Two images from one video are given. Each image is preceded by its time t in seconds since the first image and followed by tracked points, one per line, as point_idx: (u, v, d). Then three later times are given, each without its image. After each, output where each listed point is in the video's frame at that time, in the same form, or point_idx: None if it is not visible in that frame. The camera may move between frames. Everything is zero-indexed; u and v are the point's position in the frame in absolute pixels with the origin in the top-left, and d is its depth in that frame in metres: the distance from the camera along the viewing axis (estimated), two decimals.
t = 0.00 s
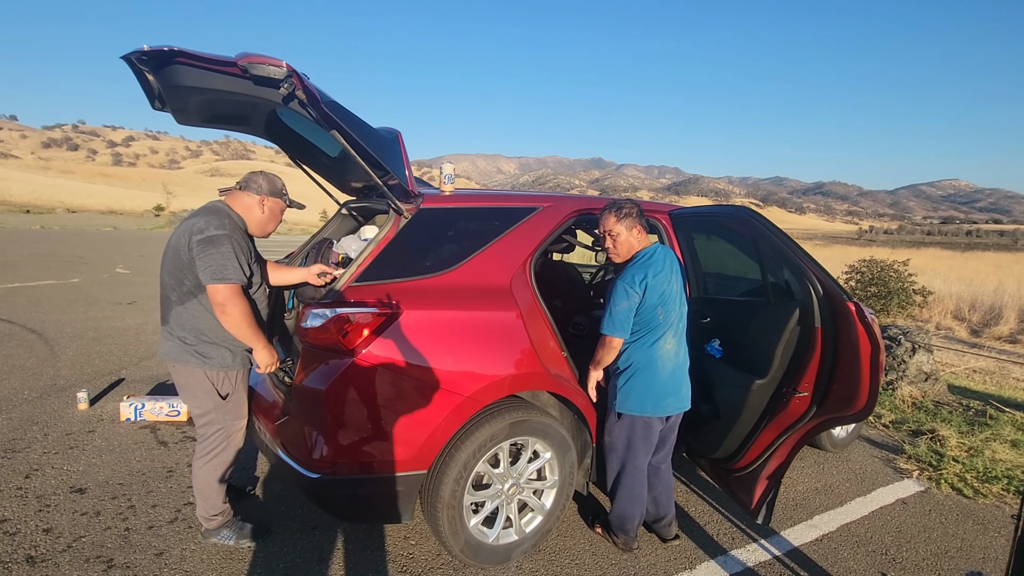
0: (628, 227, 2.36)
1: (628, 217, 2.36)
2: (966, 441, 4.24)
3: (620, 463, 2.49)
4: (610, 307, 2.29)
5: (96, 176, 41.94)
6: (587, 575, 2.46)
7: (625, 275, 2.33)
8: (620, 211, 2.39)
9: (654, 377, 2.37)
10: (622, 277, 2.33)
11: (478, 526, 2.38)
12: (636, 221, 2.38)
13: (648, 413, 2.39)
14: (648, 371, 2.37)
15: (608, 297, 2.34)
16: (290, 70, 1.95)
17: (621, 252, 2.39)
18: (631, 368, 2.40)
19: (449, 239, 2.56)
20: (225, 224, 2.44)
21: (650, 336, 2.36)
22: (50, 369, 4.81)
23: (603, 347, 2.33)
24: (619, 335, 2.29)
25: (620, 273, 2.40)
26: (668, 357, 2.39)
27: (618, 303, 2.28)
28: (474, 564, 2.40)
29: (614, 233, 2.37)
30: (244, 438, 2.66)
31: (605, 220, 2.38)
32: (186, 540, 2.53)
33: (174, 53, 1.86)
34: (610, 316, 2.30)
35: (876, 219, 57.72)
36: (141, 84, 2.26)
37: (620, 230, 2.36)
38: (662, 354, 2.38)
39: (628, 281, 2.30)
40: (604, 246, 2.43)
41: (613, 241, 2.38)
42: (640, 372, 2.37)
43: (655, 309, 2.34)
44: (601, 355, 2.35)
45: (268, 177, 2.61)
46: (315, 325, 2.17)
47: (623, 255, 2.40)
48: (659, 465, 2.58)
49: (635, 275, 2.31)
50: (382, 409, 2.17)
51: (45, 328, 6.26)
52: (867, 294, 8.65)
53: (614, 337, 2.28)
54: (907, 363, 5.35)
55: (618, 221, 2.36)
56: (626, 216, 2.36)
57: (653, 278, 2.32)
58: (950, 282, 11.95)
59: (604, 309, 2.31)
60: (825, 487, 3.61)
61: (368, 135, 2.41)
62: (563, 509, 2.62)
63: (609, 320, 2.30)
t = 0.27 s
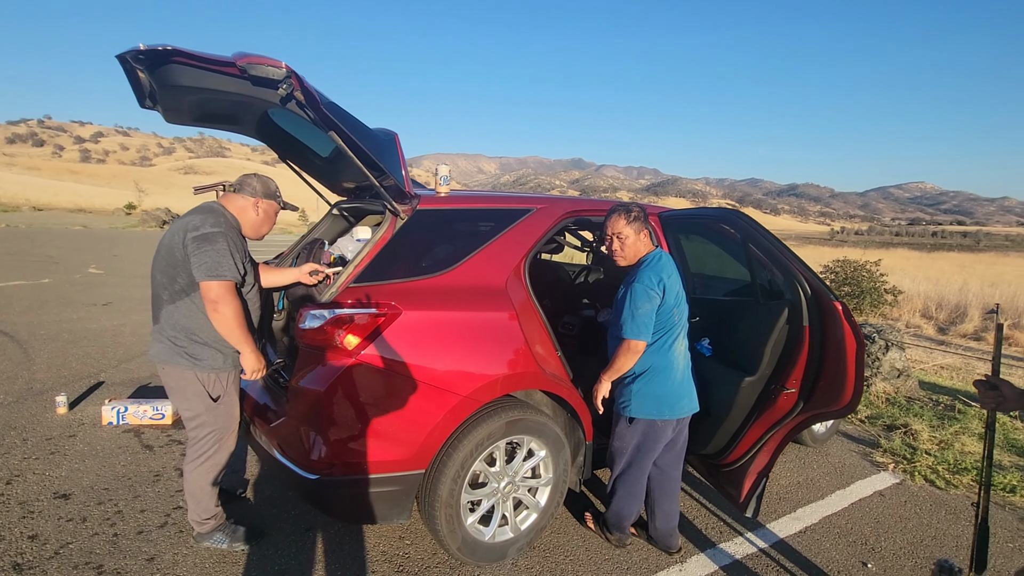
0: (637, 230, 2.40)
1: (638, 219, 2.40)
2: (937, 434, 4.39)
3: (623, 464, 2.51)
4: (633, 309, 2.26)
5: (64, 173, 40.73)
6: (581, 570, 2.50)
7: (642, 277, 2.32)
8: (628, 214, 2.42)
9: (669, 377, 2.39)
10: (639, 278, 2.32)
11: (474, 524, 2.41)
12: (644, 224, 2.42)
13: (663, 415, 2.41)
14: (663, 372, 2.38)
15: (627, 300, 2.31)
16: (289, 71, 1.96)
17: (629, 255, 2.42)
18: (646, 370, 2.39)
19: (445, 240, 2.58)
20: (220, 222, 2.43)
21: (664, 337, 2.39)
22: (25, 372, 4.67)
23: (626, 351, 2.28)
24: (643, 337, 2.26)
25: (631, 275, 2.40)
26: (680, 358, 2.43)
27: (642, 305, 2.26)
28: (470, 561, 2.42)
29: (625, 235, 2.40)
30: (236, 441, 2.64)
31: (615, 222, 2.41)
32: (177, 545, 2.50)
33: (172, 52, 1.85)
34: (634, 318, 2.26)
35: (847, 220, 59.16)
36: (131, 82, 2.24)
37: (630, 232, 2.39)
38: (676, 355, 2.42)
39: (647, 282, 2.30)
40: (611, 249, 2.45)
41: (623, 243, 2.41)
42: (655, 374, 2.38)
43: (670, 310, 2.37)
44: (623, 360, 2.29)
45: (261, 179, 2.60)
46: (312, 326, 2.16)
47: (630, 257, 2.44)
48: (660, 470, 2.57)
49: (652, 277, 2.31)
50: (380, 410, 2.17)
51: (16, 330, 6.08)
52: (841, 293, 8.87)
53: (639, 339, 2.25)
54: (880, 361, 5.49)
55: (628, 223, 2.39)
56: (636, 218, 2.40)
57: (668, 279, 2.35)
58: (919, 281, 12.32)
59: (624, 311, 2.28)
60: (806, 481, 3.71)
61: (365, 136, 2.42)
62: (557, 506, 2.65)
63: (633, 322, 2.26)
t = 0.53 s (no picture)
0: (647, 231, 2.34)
1: (649, 221, 2.34)
2: (916, 428, 4.53)
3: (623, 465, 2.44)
4: (655, 314, 2.17)
5: (40, 171, 39.82)
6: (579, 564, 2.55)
7: (656, 280, 2.24)
8: (639, 215, 2.35)
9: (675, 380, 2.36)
10: (655, 281, 2.23)
11: (475, 520, 2.44)
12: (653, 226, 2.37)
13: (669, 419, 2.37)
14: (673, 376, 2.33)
15: (645, 305, 2.20)
16: (294, 73, 2.01)
17: (639, 258, 2.35)
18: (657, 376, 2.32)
19: (446, 241, 2.61)
20: (223, 222, 2.43)
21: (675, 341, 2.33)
22: (10, 375, 4.60)
23: (649, 360, 2.17)
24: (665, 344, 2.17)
25: (642, 278, 2.31)
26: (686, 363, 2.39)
27: (663, 310, 2.17)
28: (471, 557, 2.46)
29: (636, 237, 2.32)
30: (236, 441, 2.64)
31: (627, 223, 2.32)
32: (177, 545, 2.50)
33: (179, 54, 1.89)
34: (655, 324, 2.16)
35: (827, 220, 60.18)
36: (130, 81, 2.25)
37: (642, 234, 2.32)
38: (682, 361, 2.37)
39: (664, 286, 2.22)
40: (619, 251, 2.36)
41: (634, 246, 2.33)
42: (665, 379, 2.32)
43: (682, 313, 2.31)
44: (644, 370, 2.18)
45: (261, 181, 2.63)
46: (317, 325, 2.19)
47: (639, 260, 2.37)
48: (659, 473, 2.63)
49: (667, 280, 2.24)
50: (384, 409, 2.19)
51: None
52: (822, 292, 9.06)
53: (661, 347, 2.16)
54: (862, 358, 5.62)
55: (640, 224, 2.32)
56: (647, 220, 2.33)
57: (679, 282, 2.29)
58: (896, 281, 12.61)
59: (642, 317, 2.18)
60: (793, 474, 3.81)
61: (367, 138, 2.48)
62: (555, 502, 2.70)
63: (656, 329, 2.16)
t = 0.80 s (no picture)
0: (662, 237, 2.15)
1: (664, 226, 2.17)
2: (893, 417, 4.67)
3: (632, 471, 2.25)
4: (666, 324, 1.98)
5: (10, 164, 38.68)
6: (573, 551, 2.61)
7: (665, 286, 2.06)
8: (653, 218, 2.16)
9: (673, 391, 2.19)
10: (664, 288, 2.05)
11: (471, 509, 2.48)
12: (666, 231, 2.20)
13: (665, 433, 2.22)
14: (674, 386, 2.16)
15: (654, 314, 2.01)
16: (291, 66, 2.09)
17: (652, 265, 2.16)
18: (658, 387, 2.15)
19: (441, 234, 2.63)
20: (217, 214, 2.42)
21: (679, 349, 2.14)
22: None
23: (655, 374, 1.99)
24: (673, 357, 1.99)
25: (649, 283, 2.11)
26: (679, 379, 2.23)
27: (673, 320, 1.99)
28: (467, 546, 2.49)
29: (652, 242, 2.13)
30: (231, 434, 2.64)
31: (643, 227, 2.12)
32: (171, 539, 2.50)
33: (177, 44, 1.95)
34: (664, 334, 1.98)
35: (805, 216, 61.14)
36: (121, 74, 2.27)
37: (658, 239, 2.14)
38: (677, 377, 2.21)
39: (675, 293, 2.04)
40: (632, 257, 2.15)
41: (650, 252, 2.14)
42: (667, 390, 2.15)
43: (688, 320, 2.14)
44: (651, 384, 1.99)
45: (252, 171, 2.60)
46: (314, 318, 2.20)
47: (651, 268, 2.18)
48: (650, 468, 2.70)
49: (676, 285, 2.06)
50: (382, 401, 2.21)
51: None
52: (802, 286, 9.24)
53: (669, 360, 1.98)
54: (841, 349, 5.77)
55: (656, 229, 2.14)
56: (663, 224, 2.15)
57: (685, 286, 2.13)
58: (872, 274, 12.89)
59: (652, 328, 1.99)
60: (776, 462, 3.90)
61: (366, 131, 2.51)
62: (548, 491, 2.75)
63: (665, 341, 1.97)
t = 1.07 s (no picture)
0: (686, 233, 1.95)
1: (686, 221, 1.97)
2: (892, 413, 4.70)
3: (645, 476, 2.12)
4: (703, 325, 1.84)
5: (7, 161, 38.57)
6: (578, 546, 2.63)
7: (690, 283, 1.91)
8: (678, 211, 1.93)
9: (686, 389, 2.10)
10: (691, 285, 1.89)
11: (477, 504, 2.50)
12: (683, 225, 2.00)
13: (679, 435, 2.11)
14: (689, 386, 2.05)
15: (688, 315, 1.85)
16: (301, 65, 2.14)
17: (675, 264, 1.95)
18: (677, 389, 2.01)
19: (448, 232, 2.65)
20: (223, 213, 2.44)
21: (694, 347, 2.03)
22: None
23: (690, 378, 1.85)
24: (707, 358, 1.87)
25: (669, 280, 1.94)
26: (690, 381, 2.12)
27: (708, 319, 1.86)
28: (473, 540, 2.52)
29: (680, 240, 1.91)
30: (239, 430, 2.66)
31: (673, 223, 1.88)
32: (180, 534, 2.52)
33: (189, 43, 1.99)
34: (699, 336, 1.84)
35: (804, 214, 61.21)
36: (132, 74, 2.31)
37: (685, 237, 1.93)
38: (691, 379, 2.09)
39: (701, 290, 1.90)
40: (658, 257, 1.91)
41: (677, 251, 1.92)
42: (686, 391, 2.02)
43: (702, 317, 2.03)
44: (685, 389, 1.85)
45: (257, 168, 2.62)
46: (323, 315, 2.22)
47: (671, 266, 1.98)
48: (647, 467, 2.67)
49: (699, 281, 1.92)
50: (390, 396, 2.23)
51: None
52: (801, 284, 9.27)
53: (704, 364, 1.85)
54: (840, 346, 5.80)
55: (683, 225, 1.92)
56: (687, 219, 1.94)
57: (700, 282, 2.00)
58: (871, 273, 12.93)
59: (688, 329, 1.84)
60: (777, 458, 3.93)
61: (375, 131, 2.53)
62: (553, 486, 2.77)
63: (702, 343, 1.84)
